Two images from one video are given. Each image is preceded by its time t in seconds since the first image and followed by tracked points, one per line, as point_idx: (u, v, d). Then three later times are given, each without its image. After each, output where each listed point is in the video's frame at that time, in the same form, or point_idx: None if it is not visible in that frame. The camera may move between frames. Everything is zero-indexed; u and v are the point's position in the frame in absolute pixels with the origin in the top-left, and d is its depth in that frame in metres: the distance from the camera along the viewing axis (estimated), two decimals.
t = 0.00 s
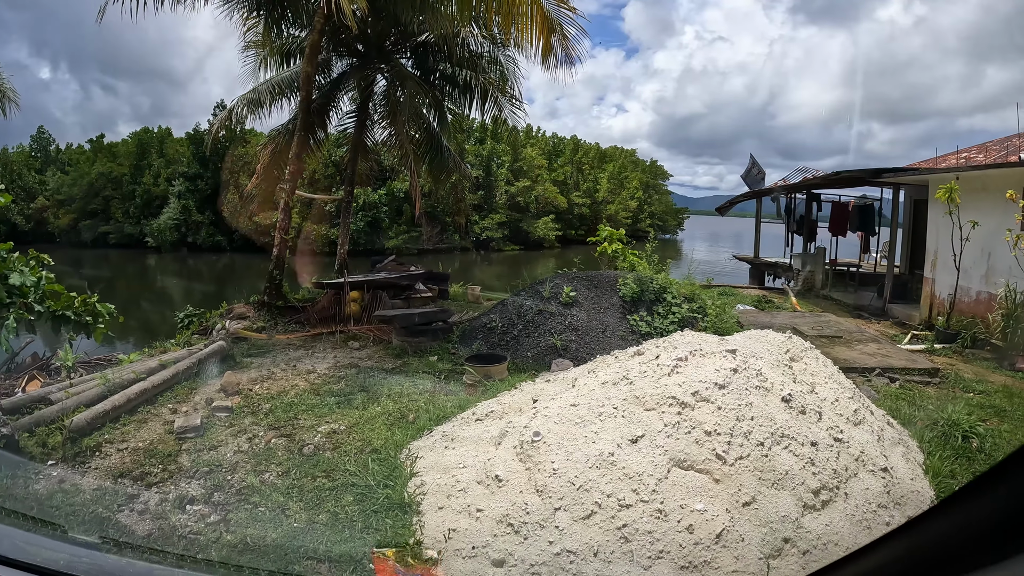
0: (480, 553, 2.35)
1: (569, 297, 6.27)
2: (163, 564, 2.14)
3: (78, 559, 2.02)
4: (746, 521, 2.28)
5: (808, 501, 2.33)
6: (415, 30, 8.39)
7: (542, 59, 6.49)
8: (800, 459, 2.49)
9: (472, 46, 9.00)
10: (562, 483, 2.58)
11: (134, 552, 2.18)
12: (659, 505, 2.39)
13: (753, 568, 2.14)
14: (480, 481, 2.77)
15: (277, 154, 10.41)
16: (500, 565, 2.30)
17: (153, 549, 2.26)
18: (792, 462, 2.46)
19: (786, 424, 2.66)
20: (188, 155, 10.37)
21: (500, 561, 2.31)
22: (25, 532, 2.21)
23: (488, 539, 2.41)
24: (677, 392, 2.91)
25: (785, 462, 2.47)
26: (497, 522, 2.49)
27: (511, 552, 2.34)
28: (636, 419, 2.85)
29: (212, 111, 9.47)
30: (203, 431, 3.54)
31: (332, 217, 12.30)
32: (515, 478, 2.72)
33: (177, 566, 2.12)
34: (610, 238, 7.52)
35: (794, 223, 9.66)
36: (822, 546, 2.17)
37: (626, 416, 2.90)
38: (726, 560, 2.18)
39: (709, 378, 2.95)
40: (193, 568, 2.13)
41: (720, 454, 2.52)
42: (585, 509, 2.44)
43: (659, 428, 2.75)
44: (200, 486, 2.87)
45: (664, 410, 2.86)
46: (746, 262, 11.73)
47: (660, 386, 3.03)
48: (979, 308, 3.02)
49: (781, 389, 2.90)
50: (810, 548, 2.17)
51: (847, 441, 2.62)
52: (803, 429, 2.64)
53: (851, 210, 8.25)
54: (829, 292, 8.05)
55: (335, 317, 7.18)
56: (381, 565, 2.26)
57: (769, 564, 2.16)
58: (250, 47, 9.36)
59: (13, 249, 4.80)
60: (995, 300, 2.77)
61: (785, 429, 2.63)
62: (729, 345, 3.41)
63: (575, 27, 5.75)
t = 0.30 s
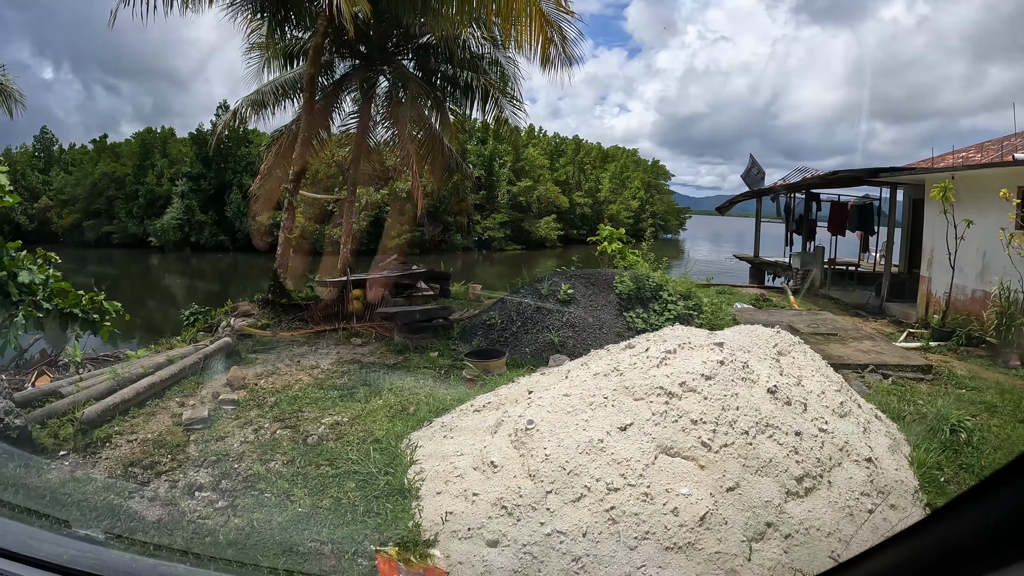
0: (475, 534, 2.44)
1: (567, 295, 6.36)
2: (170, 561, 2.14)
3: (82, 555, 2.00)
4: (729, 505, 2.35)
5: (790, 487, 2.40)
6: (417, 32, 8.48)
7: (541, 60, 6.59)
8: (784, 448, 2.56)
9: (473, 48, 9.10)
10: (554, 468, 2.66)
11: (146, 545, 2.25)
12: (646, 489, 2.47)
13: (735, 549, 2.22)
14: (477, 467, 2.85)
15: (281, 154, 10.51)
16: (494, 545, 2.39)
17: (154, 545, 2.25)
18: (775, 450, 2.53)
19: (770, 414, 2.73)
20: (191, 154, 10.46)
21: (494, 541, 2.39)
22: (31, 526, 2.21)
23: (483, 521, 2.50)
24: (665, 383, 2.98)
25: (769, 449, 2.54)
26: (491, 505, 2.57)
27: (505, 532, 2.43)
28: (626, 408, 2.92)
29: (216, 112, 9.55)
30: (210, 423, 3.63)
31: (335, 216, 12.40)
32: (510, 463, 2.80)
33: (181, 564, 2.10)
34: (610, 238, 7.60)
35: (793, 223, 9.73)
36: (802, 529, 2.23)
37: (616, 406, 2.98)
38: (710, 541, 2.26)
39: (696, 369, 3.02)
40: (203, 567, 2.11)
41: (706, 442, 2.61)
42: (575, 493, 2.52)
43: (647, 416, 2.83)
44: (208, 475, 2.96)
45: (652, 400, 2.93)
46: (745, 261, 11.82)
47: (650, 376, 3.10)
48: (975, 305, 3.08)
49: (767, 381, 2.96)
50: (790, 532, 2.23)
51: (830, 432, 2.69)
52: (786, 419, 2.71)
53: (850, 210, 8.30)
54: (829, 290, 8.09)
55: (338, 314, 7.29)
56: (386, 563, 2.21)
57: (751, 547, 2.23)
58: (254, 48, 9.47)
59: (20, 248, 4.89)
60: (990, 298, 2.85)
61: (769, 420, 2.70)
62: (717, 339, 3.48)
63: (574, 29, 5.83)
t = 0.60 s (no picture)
0: (479, 521, 2.47)
1: (569, 293, 6.43)
2: (184, 548, 2.30)
3: (87, 552, 2.12)
4: (724, 494, 2.35)
5: (784, 478, 2.42)
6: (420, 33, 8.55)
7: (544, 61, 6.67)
8: (777, 439, 2.57)
9: (477, 49, 9.19)
10: (554, 458, 2.67)
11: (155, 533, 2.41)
12: (642, 478, 2.47)
13: (729, 535, 2.22)
14: (481, 458, 2.90)
15: (286, 155, 10.60)
16: (497, 531, 2.40)
17: (154, 542, 2.31)
18: (768, 441, 2.54)
19: (765, 407, 2.73)
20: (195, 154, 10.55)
21: (497, 528, 2.41)
22: (32, 524, 2.34)
23: (486, 508, 2.52)
24: (662, 375, 2.99)
25: (762, 441, 2.54)
26: (495, 493, 2.60)
27: (508, 519, 2.44)
28: (624, 401, 2.94)
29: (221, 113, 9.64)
30: (220, 417, 3.72)
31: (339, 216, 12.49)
32: (512, 454, 2.84)
33: (185, 559, 2.19)
34: (613, 237, 7.72)
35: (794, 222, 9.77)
36: (795, 518, 2.29)
37: (614, 398, 2.99)
38: (704, 528, 2.26)
39: (692, 363, 3.02)
40: (207, 559, 2.20)
41: (701, 433, 2.60)
42: (574, 480, 2.53)
43: (644, 409, 2.83)
44: (219, 467, 3.04)
45: (650, 393, 2.94)
46: (747, 260, 11.86)
47: (648, 370, 3.12)
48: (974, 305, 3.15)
49: (762, 374, 2.97)
50: (783, 520, 2.29)
51: (824, 425, 2.72)
52: (781, 412, 2.71)
53: (852, 209, 8.35)
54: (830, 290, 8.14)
55: (344, 313, 7.39)
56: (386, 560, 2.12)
57: (745, 534, 2.26)
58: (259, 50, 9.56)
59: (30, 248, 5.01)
60: (988, 297, 2.89)
61: (764, 412, 2.69)
62: (713, 334, 3.51)
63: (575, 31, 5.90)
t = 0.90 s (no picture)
0: (487, 509, 2.53)
1: (574, 291, 6.49)
2: (200, 537, 2.39)
3: (90, 552, 2.09)
4: (724, 482, 2.40)
5: (783, 469, 2.47)
6: (425, 35, 8.63)
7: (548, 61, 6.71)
8: (776, 431, 2.62)
9: (482, 50, 9.27)
10: (559, 448, 2.74)
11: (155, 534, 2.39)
12: (645, 466, 2.52)
13: (728, 522, 2.24)
14: (488, 450, 2.97)
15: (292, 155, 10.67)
16: (504, 519, 2.46)
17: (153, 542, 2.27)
18: (768, 433, 2.59)
19: (764, 400, 2.79)
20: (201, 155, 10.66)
21: (504, 515, 2.47)
22: (38, 526, 2.33)
23: (494, 497, 2.59)
24: (664, 369, 3.06)
25: (761, 433, 2.60)
26: (502, 482, 2.66)
27: (515, 507, 2.50)
28: (627, 394, 3.01)
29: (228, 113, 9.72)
30: (232, 412, 3.80)
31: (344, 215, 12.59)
32: (519, 445, 2.91)
33: (182, 559, 2.14)
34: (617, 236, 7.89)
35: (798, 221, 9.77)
36: (793, 507, 2.32)
37: (617, 391, 3.06)
38: (703, 515, 2.27)
39: (693, 357, 3.09)
40: (222, 550, 2.28)
41: (701, 424, 2.66)
42: (579, 469, 2.59)
43: (647, 401, 2.90)
44: (233, 459, 3.13)
45: (652, 386, 3.00)
46: (751, 259, 11.91)
47: (650, 364, 3.19)
48: (971, 303, 3.06)
49: (761, 369, 3.04)
50: (780, 509, 2.31)
51: (822, 418, 2.78)
52: (780, 406, 2.77)
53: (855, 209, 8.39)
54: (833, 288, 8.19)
55: (351, 311, 7.50)
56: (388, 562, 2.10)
57: (743, 522, 2.28)
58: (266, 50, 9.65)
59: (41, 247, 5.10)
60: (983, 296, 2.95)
61: (763, 405, 2.75)
62: (714, 330, 3.57)
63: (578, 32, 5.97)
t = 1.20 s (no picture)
0: (492, 497, 2.60)
1: (576, 288, 6.57)
2: (215, 524, 2.51)
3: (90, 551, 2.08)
4: (720, 471, 2.45)
5: (778, 458, 2.53)
6: (430, 36, 8.71)
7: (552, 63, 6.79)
8: (772, 422, 2.69)
9: (486, 51, 9.36)
10: (562, 438, 2.81)
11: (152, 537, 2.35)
12: (644, 455, 2.58)
13: (724, 509, 2.30)
14: (494, 440, 3.04)
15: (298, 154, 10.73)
16: (509, 506, 2.53)
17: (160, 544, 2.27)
18: (763, 424, 2.65)
19: (760, 393, 2.86)
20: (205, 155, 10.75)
21: (509, 502, 2.54)
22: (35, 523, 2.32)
23: (499, 485, 2.66)
24: (663, 362, 3.12)
25: (758, 424, 2.66)
26: (507, 471, 2.73)
27: (519, 494, 2.58)
28: (627, 386, 3.08)
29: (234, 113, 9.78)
30: (243, 406, 3.90)
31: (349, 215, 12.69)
32: (523, 435, 2.98)
33: (181, 560, 2.12)
34: (620, 234, 8.07)
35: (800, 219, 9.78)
36: (787, 495, 2.38)
37: (618, 383, 3.13)
38: (700, 502, 2.34)
39: (691, 351, 3.16)
40: (236, 537, 2.37)
41: (699, 415, 2.73)
42: (581, 458, 2.66)
43: (646, 393, 2.96)
44: (245, 451, 3.22)
45: (651, 378, 3.08)
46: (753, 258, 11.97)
47: (650, 357, 3.25)
48: (972, 300, 3.03)
49: (757, 363, 3.11)
50: (775, 497, 2.36)
51: (818, 411, 2.85)
52: (776, 398, 2.84)
53: (856, 207, 8.44)
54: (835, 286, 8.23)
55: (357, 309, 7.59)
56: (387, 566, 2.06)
57: (739, 509, 2.33)
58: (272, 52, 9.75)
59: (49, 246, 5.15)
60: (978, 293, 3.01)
61: (759, 397, 2.82)
62: (713, 325, 3.63)
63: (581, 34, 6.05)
